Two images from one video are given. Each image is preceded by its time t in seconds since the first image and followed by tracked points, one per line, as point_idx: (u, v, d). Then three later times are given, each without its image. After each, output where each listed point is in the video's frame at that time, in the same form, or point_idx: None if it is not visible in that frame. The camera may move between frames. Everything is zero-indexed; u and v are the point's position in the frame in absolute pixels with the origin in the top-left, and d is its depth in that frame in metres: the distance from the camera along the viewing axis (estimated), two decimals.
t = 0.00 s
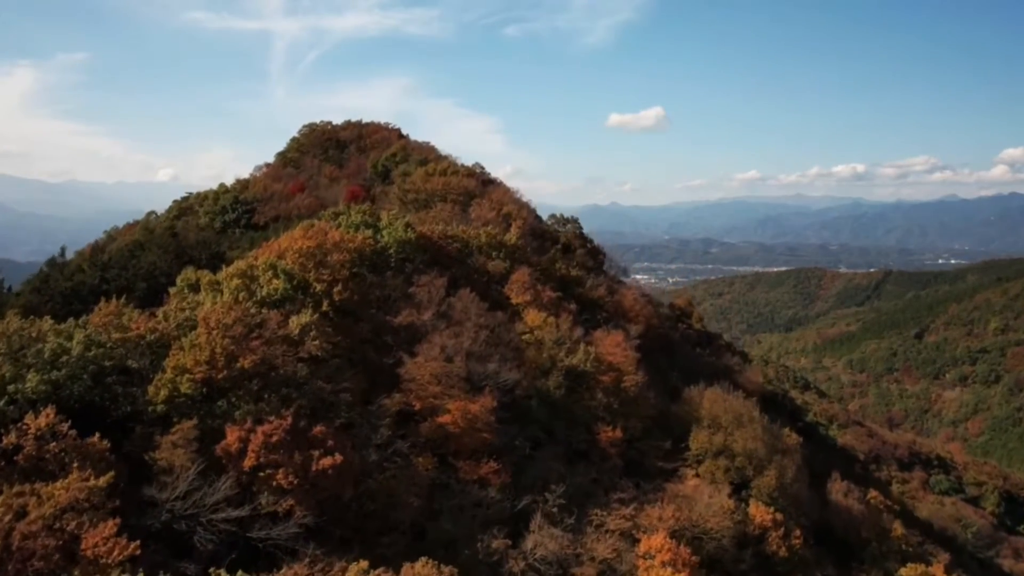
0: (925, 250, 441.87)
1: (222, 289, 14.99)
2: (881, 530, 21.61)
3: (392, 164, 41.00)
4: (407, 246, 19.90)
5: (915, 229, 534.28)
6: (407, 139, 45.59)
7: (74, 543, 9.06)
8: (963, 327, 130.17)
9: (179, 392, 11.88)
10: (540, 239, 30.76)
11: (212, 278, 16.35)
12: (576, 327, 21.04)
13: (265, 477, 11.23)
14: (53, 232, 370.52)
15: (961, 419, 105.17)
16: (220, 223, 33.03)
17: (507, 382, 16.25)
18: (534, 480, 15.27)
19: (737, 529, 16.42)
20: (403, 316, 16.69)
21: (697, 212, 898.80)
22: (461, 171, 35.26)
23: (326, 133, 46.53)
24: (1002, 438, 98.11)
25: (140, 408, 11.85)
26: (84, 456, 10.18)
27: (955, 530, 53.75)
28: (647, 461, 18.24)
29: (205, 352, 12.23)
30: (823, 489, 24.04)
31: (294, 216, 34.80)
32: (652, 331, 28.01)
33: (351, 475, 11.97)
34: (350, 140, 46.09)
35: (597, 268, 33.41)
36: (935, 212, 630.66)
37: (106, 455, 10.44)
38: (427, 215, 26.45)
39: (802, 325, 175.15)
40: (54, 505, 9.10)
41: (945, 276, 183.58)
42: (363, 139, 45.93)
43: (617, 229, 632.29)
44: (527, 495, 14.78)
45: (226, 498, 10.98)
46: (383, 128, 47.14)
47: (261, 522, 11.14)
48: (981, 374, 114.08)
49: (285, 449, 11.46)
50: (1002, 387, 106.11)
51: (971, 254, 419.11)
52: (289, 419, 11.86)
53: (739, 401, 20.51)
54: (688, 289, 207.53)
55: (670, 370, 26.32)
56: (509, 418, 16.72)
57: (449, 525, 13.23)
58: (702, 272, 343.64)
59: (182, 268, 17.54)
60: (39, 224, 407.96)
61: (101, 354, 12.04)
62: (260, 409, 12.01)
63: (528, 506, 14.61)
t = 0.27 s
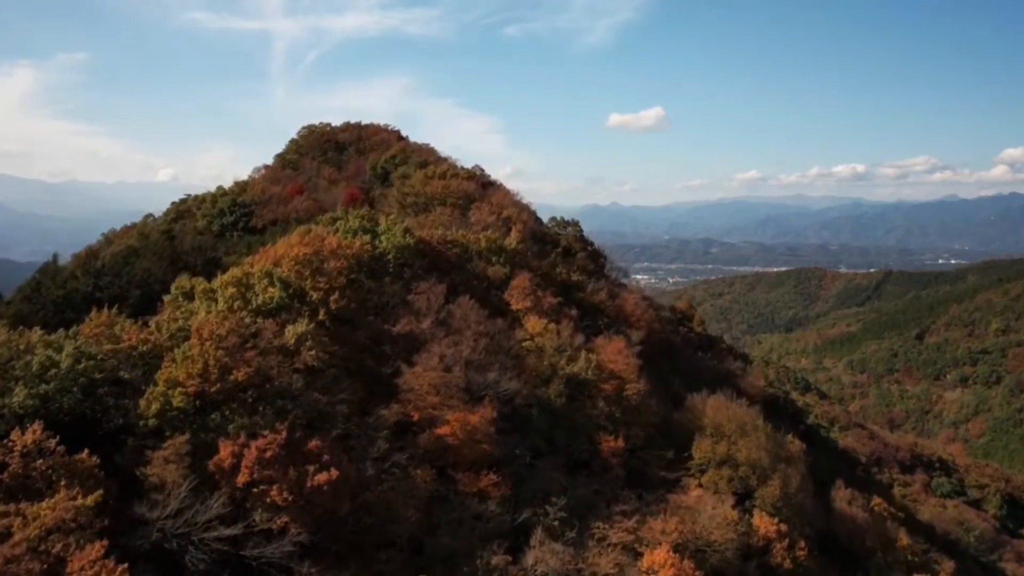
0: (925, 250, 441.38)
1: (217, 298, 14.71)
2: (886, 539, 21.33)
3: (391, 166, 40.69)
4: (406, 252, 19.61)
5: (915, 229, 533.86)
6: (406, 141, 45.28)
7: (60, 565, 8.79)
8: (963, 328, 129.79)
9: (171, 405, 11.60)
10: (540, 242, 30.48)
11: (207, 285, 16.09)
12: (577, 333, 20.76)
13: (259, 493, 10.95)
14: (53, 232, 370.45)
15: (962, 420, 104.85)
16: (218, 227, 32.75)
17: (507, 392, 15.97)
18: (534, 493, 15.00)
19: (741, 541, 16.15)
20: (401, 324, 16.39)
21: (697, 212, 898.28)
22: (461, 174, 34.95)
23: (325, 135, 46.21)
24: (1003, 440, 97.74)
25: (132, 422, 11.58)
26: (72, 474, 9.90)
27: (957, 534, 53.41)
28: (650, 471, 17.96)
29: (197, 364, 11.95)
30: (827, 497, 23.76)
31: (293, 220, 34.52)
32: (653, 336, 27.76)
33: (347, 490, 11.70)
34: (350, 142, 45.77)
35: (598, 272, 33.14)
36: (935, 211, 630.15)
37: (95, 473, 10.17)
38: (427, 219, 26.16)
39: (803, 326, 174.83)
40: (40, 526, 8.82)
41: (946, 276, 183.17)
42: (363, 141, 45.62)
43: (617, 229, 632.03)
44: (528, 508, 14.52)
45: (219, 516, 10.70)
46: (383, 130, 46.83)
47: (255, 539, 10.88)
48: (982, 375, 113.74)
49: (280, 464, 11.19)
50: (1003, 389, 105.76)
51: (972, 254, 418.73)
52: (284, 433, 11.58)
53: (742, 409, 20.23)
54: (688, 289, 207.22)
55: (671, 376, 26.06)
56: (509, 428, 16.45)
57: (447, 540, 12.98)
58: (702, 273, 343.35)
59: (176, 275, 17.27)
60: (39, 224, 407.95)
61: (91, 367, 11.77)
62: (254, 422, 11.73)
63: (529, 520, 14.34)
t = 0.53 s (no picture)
0: (926, 250, 441.01)
1: (211, 308, 14.42)
2: (891, 549, 21.05)
3: (390, 169, 40.40)
4: (405, 258, 19.30)
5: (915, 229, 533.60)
6: (405, 143, 45.00)
7: None
8: (964, 329, 129.48)
9: (162, 420, 11.29)
10: (541, 246, 30.22)
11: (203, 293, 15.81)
12: (579, 340, 20.50)
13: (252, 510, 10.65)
14: (53, 232, 370.69)
15: (963, 421, 104.55)
16: (215, 231, 32.50)
17: (507, 402, 15.68)
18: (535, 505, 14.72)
19: (746, 553, 15.87)
20: (399, 332, 16.10)
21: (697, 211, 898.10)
22: (461, 176, 34.67)
23: (324, 136, 45.93)
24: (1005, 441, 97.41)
25: (122, 437, 11.30)
26: (59, 491, 9.61)
27: (959, 538, 53.08)
28: (652, 481, 17.69)
29: (189, 377, 11.66)
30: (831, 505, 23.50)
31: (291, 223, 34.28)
32: (655, 340, 27.49)
33: (343, 507, 11.40)
34: (349, 144, 45.47)
35: (599, 275, 32.88)
36: (936, 211, 629.54)
37: (83, 491, 9.88)
38: (426, 224, 25.89)
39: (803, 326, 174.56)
40: (23, 549, 8.51)
41: (947, 276, 182.78)
42: (362, 143, 45.32)
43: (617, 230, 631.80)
44: (529, 522, 14.24)
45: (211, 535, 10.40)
46: (382, 131, 46.54)
47: (248, 558, 10.57)
48: (983, 376, 113.39)
49: (274, 480, 10.90)
50: (1004, 390, 105.44)
51: (972, 253, 418.28)
52: (278, 448, 11.27)
53: (746, 417, 19.95)
54: (689, 290, 206.91)
55: (673, 382, 25.79)
56: (510, 438, 16.17)
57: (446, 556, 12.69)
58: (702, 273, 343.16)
59: (171, 283, 17.00)
60: (39, 224, 408.27)
61: (81, 380, 11.49)
62: (248, 437, 11.43)
63: (529, 534, 14.07)
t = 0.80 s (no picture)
0: (926, 250, 440.72)
1: (204, 317, 14.17)
2: (896, 559, 20.78)
3: (389, 171, 40.13)
4: (403, 263, 18.99)
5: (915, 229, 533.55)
6: (405, 145, 44.71)
7: None
8: (965, 329, 129.18)
9: (153, 434, 11.00)
10: (541, 250, 29.95)
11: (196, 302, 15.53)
12: (580, 347, 20.22)
13: (246, 528, 10.36)
14: (53, 233, 371.08)
15: (964, 422, 104.24)
16: (212, 234, 32.26)
17: (508, 412, 15.37)
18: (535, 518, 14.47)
19: (750, 565, 15.60)
20: (397, 340, 15.81)
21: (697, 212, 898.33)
22: (461, 179, 34.39)
23: (323, 138, 45.63)
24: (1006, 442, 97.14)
25: (112, 452, 11.02)
26: (45, 510, 9.33)
27: (962, 541, 52.78)
28: (654, 490, 17.41)
29: (181, 390, 11.36)
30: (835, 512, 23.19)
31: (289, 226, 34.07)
32: (657, 345, 27.21)
33: (339, 524, 11.11)
34: (348, 146, 45.18)
35: (599, 278, 32.59)
36: (936, 211, 629.11)
37: (70, 509, 9.62)
38: (425, 228, 25.60)
39: (804, 327, 174.31)
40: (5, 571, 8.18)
41: (947, 277, 182.43)
42: (361, 145, 45.02)
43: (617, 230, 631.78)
44: (529, 537, 13.96)
45: (201, 555, 10.10)
46: (381, 133, 46.24)
47: None
48: (984, 377, 113.05)
49: (268, 497, 10.61)
50: (1005, 391, 105.10)
51: (972, 253, 418.04)
52: (272, 463, 10.97)
53: (750, 425, 19.66)
54: (689, 290, 206.70)
55: (675, 389, 25.53)
56: (510, 447, 15.87)
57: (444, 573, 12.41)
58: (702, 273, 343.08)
59: (165, 290, 16.71)
60: (39, 224, 408.81)
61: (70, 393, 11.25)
62: (241, 452, 11.14)
63: (530, 549, 13.80)
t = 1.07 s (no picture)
0: (926, 250, 440.24)
1: (198, 327, 13.89)
2: (901, 569, 20.47)
3: (388, 173, 39.81)
4: (402, 269, 18.68)
5: (915, 229, 533.03)
6: (404, 147, 44.39)
7: None
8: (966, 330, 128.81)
9: (144, 449, 10.72)
10: (542, 253, 29.64)
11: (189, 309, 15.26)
12: (581, 354, 19.92)
13: (238, 547, 10.05)
14: (53, 233, 370.86)
15: (965, 423, 103.88)
16: (210, 237, 31.98)
17: (508, 423, 15.07)
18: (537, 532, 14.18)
19: None
20: (395, 349, 15.52)
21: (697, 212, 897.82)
22: (460, 181, 34.08)
23: (322, 140, 45.33)
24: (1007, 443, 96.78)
25: (101, 468, 10.74)
26: (29, 531, 9.04)
27: (964, 545, 52.45)
28: (657, 501, 17.12)
29: (172, 404, 11.09)
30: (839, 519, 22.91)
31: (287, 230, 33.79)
32: (659, 350, 26.90)
33: (335, 541, 10.78)
34: (347, 147, 44.85)
35: (600, 282, 32.29)
36: (936, 211, 628.72)
37: (56, 528, 9.34)
38: (423, 232, 25.31)
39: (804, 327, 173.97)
40: None
41: (948, 277, 182.04)
42: (360, 147, 44.68)
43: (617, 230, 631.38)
44: (530, 551, 13.65)
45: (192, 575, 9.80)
46: (381, 135, 45.91)
47: None
48: (985, 378, 112.68)
49: (261, 515, 10.30)
50: (1006, 392, 104.75)
51: (973, 253, 417.78)
52: (266, 479, 10.68)
53: (754, 434, 19.34)
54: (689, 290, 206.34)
55: (677, 394, 25.24)
56: (511, 457, 15.57)
57: None
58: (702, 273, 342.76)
59: (159, 296, 16.43)
60: (39, 224, 408.58)
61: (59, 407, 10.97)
62: (234, 468, 10.84)
63: (531, 564, 13.49)
